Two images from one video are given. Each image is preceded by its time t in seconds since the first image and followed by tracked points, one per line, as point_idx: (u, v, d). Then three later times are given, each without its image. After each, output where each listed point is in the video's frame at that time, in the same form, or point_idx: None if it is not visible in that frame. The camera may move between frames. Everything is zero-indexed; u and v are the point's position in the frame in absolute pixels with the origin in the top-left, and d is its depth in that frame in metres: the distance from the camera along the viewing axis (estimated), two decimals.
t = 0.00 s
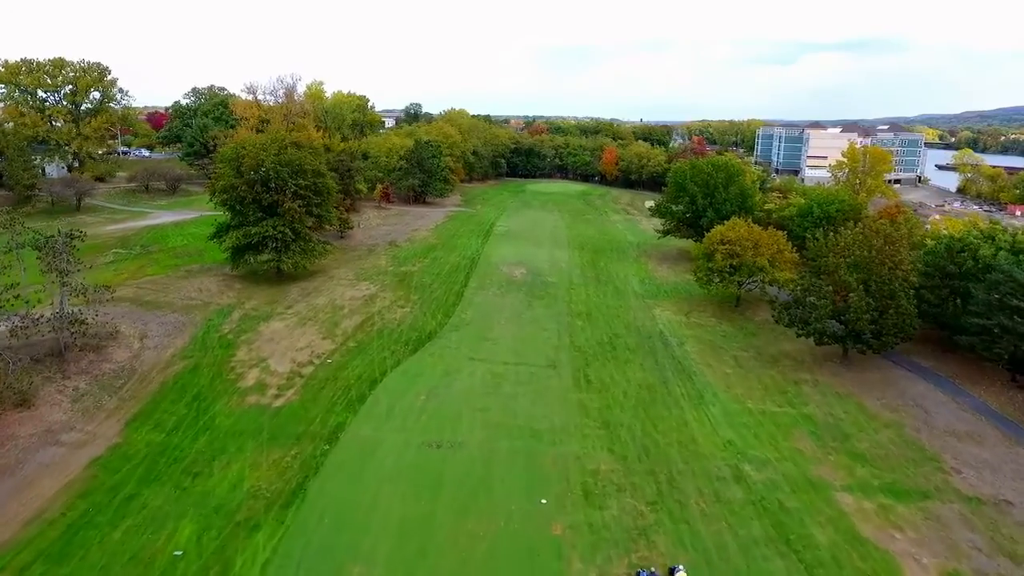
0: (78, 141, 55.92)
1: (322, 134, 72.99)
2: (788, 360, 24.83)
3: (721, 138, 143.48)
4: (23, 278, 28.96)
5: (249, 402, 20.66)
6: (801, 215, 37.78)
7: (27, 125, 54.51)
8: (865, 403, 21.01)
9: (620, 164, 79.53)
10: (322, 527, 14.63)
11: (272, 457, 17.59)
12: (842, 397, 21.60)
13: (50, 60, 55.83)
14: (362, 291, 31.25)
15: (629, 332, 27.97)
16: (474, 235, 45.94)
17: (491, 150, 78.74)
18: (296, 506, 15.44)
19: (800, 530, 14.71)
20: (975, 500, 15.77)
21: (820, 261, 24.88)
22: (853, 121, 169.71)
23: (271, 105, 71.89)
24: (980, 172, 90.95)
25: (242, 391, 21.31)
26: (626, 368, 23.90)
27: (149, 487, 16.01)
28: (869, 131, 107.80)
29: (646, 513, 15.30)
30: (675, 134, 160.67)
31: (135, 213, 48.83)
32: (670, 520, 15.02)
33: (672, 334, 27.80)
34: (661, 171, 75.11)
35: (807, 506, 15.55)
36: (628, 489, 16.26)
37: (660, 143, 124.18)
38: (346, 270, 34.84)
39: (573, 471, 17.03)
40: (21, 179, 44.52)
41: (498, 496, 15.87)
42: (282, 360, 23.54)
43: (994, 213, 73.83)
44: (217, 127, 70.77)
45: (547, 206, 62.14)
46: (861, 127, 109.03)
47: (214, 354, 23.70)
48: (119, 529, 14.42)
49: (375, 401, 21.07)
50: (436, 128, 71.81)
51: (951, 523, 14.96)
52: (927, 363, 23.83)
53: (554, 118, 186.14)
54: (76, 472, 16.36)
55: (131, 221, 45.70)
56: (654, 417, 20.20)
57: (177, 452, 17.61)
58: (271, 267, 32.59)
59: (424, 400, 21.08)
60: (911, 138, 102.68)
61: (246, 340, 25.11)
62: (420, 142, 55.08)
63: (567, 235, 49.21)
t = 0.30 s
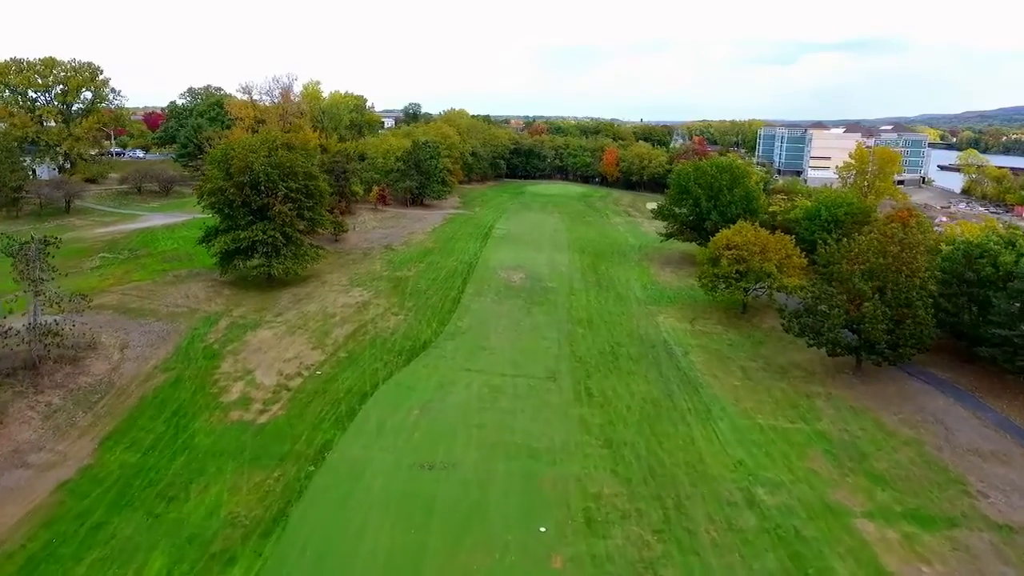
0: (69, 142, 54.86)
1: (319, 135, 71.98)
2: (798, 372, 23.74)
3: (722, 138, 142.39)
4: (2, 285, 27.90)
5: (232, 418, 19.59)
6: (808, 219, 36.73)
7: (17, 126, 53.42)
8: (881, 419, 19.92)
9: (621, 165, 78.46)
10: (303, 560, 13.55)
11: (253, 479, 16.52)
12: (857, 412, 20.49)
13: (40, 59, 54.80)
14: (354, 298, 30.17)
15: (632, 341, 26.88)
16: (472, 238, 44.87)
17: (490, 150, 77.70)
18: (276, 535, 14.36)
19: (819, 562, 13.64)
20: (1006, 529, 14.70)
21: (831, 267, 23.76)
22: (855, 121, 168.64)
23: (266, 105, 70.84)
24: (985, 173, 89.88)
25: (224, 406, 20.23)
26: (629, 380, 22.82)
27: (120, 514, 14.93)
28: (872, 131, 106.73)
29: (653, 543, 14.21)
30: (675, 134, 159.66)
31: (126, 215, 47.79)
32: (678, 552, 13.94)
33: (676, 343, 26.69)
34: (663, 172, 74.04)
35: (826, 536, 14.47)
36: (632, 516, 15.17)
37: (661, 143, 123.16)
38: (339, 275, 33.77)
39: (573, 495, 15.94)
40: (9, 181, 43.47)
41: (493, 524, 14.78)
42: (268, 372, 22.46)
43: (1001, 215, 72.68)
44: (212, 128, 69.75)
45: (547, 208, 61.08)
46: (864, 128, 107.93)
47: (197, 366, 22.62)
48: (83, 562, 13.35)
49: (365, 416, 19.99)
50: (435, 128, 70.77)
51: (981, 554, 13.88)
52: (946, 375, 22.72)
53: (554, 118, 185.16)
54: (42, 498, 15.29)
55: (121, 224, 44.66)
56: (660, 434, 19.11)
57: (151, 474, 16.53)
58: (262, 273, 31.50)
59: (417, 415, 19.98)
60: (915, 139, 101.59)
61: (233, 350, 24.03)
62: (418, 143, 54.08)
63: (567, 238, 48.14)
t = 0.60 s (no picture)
0: (59, 143, 53.73)
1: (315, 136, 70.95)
2: (809, 384, 22.65)
3: (724, 138, 141.28)
4: None
5: (213, 436, 18.51)
6: (816, 222, 35.65)
7: (5, 126, 52.26)
8: (900, 436, 18.86)
9: (622, 166, 77.42)
10: None
11: (232, 505, 15.45)
12: (874, 428, 19.43)
13: (30, 58, 53.64)
14: (347, 305, 29.08)
15: (635, 350, 25.81)
16: (470, 241, 43.83)
17: (489, 151, 76.65)
18: (254, 569, 13.29)
19: None
20: None
21: (844, 275, 22.66)
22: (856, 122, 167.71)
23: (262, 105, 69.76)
24: (989, 173, 88.86)
25: (206, 422, 19.15)
26: (633, 393, 21.74)
27: (86, 545, 13.86)
28: (875, 131, 105.67)
29: None
30: (676, 134, 158.56)
31: (116, 218, 46.72)
32: None
33: (681, 353, 25.60)
34: (664, 173, 73.01)
35: (848, 570, 13.39)
36: (638, 547, 14.10)
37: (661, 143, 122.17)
38: (332, 280, 32.69)
39: (575, 523, 14.87)
40: None
41: (489, 556, 13.72)
42: (254, 385, 21.38)
43: (1007, 216, 71.63)
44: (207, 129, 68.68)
45: (546, 209, 60.04)
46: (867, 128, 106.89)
47: (179, 379, 21.55)
48: None
49: (354, 434, 18.91)
50: (433, 129, 69.72)
51: None
52: (965, 388, 21.65)
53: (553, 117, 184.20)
54: (3, 528, 14.21)
55: (110, 227, 43.57)
56: (666, 453, 18.03)
57: (123, 499, 15.45)
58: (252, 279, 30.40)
59: (409, 433, 18.91)
60: (918, 139, 100.56)
61: (217, 362, 22.95)
62: (415, 144, 53.03)
63: (568, 241, 47.11)
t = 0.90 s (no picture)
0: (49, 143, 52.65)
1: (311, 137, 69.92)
2: (822, 398, 21.58)
3: (725, 138, 140.12)
4: None
5: (192, 456, 17.44)
6: (824, 225, 34.57)
7: None
8: (921, 455, 17.80)
9: (623, 166, 76.35)
10: None
11: (208, 533, 14.39)
12: (892, 445, 18.36)
13: (19, 57, 52.53)
14: (339, 312, 28.00)
15: (639, 360, 24.73)
16: (467, 245, 42.76)
17: (488, 151, 75.60)
18: None
19: None
20: None
21: (859, 283, 21.57)
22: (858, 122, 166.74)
23: (257, 105, 68.72)
24: (995, 174, 87.76)
25: (185, 441, 18.08)
26: (636, 408, 20.66)
27: None
28: (878, 131, 104.58)
29: None
30: (677, 134, 157.44)
31: (105, 221, 45.68)
32: None
33: (687, 363, 24.51)
34: (666, 174, 71.96)
35: None
36: None
37: (662, 143, 121.22)
38: (324, 286, 31.62)
39: (576, 555, 13.79)
40: None
41: None
42: (238, 399, 20.31)
43: (1014, 218, 70.64)
44: (201, 129, 67.64)
45: (546, 211, 58.97)
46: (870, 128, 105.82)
47: (159, 393, 20.48)
48: None
49: (342, 452, 17.84)
50: (431, 129, 68.65)
51: None
52: (987, 403, 20.58)
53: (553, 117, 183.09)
54: None
55: (99, 230, 42.54)
56: (673, 475, 16.94)
57: (90, 528, 14.37)
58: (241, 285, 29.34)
59: (400, 452, 17.83)
60: (922, 139, 99.61)
61: (201, 374, 21.89)
62: (412, 145, 51.96)
63: (568, 244, 46.03)
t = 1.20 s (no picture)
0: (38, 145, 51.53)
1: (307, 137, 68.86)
2: (836, 413, 20.48)
3: (726, 138, 139.03)
4: None
5: (168, 479, 16.36)
6: (832, 228, 33.51)
7: None
8: (945, 477, 16.72)
9: (623, 167, 75.26)
10: None
11: (180, 568, 13.30)
12: (914, 466, 17.28)
13: (8, 57, 51.37)
14: (330, 320, 26.90)
15: (643, 372, 23.63)
16: (465, 248, 41.70)
17: (487, 152, 74.51)
18: None
19: None
20: None
21: (874, 291, 20.50)
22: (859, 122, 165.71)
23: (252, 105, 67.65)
24: (1000, 174, 86.61)
25: (161, 462, 16.99)
26: (641, 424, 19.58)
27: None
28: (881, 131, 103.49)
29: None
30: (677, 134, 156.39)
31: (94, 223, 44.59)
32: None
33: (693, 374, 23.41)
34: (667, 175, 70.90)
35: None
36: None
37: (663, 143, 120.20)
38: (316, 293, 30.53)
39: None
40: None
41: None
42: (220, 415, 19.22)
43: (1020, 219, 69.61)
44: (196, 129, 66.55)
45: (546, 213, 57.88)
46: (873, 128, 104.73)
47: (137, 408, 19.41)
48: None
49: (328, 474, 16.75)
50: (429, 129, 67.58)
51: None
52: (1010, 418, 19.51)
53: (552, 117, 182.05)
54: None
55: (87, 233, 41.44)
56: (682, 499, 15.85)
57: (53, 563, 13.29)
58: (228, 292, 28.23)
59: (390, 474, 16.74)
60: (926, 139, 98.56)
61: (182, 388, 20.80)
62: (409, 145, 50.89)
63: (568, 247, 44.96)
